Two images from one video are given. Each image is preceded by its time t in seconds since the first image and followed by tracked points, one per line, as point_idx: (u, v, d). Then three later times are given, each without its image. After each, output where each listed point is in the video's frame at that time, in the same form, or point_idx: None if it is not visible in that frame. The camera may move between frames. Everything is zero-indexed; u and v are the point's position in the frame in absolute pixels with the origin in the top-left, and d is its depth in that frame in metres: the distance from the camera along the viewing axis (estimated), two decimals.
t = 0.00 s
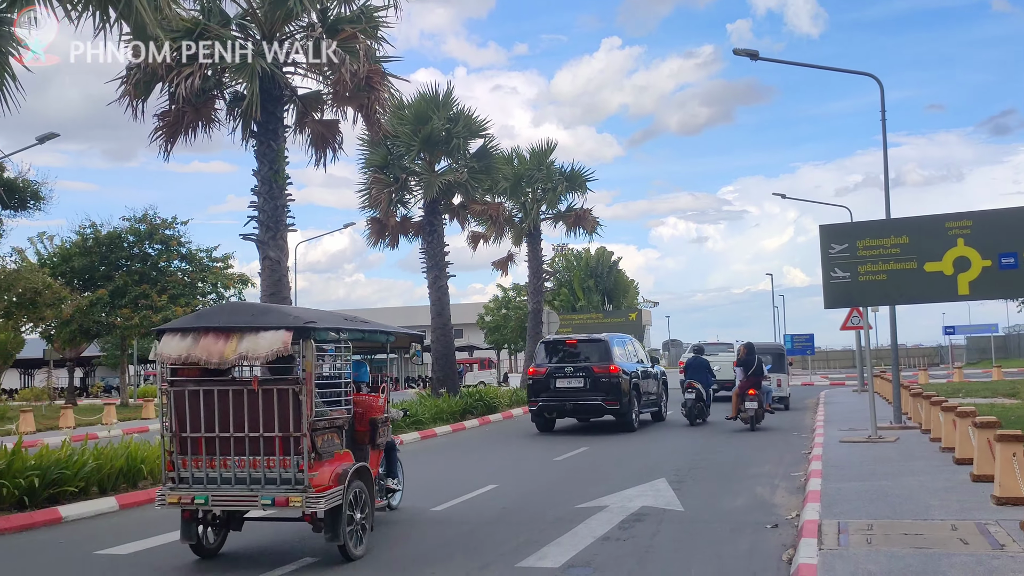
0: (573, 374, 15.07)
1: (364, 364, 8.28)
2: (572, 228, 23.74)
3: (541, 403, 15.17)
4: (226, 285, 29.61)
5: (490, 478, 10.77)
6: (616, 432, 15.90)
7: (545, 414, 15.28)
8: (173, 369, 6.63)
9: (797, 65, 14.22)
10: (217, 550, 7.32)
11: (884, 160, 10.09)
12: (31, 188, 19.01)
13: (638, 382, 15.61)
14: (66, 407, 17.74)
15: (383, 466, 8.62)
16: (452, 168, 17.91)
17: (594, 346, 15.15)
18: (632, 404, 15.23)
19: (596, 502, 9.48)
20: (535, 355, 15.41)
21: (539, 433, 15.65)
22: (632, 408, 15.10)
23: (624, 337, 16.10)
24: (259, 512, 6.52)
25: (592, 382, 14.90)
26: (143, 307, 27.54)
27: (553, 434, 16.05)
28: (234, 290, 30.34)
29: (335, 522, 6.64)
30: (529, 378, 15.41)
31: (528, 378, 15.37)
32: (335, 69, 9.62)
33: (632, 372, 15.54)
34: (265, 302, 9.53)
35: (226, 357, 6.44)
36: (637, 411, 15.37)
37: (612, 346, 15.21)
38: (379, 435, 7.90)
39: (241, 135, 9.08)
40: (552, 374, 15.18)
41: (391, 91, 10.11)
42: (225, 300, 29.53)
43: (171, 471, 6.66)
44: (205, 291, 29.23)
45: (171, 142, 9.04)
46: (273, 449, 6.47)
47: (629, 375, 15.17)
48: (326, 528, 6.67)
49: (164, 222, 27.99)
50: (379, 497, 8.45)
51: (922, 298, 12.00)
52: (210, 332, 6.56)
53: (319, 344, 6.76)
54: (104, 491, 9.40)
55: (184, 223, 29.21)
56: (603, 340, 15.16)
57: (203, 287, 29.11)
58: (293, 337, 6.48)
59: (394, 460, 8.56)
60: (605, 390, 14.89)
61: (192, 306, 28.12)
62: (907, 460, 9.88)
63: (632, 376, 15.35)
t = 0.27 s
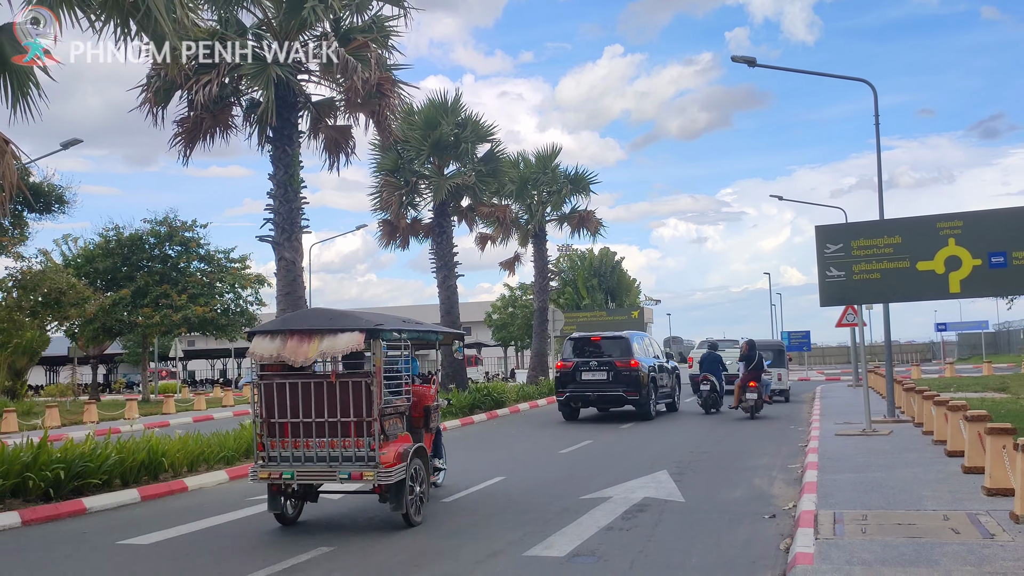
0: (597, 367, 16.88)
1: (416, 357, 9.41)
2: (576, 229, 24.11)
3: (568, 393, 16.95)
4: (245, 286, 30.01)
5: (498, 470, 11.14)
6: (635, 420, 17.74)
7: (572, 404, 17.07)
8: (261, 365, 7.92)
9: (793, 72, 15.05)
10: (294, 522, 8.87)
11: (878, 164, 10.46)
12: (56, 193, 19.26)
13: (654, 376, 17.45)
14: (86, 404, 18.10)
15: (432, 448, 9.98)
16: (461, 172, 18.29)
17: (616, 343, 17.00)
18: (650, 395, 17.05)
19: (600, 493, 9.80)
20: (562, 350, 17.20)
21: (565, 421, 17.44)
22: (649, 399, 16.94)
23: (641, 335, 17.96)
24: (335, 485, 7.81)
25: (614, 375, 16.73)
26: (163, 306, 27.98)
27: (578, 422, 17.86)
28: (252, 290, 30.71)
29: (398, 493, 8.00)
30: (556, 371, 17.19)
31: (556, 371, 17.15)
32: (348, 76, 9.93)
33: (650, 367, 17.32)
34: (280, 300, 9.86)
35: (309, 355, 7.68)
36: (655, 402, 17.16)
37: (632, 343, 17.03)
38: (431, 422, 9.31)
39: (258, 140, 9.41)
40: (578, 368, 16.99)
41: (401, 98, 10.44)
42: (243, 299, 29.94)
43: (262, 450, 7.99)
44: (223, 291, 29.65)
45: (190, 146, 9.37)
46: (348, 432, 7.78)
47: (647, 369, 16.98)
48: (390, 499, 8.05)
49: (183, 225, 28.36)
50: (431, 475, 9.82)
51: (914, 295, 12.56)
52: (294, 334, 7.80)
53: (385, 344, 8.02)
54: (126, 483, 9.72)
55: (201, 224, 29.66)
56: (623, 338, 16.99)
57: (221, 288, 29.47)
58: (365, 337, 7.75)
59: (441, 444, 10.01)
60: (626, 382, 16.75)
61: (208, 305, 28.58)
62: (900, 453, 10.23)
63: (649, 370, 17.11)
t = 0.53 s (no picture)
0: (618, 363, 18.19)
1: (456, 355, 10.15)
2: (580, 230, 24.27)
3: (591, 387, 18.28)
4: (256, 286, 30.22)
5: (504, 465, 11.32)
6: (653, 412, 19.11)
7: (595, 397, 18.42)
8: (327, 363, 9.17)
9: (791, 73, 15.13)
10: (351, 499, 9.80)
11: (879, 165, 10.63)
12: (71, 194, 19.43)
13: (671, 370, 18.76)
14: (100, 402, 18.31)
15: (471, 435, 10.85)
16: (467, 173, 18.46)
17: (635, 340, 18.28)
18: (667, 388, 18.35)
19: (605, 489, 9.96)
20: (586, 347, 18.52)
21: (588, 412, 18.79)
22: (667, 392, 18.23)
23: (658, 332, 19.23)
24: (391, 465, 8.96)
25: (635, 370, 18.03)
26: (176, 305, 28.22)
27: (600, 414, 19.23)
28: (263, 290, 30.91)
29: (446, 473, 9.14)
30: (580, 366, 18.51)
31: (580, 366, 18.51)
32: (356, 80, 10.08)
33: (667, 362, 18.63)
34: (290, 297, 10.04)
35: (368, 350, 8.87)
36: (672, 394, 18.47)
37: (651, 340, 18.33)
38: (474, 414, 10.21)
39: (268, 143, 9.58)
40: (601, 363, 18.30)
41: (408, 100, 10.60)
42: (255, 299, 30.17)
43: (327, 438, 9.12)
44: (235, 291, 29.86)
45: (200, 148, 9.54)
46: (403, 419, 8.97)
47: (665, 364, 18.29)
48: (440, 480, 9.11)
49: (196, 226, 28.61)
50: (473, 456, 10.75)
51: (914, 294, 12.71)
52: (355, 335, 9.10)
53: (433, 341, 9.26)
54: (139, 479, 9.90)
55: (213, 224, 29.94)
56: (642, 335, 18.27)
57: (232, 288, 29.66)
58: (417, 336, 9.00)
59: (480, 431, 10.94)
60: (645, 376, 18.03)
61: (220, 304, 28.84)
62: (900, 449, 10.39)
63: (667, 365, 18.45)
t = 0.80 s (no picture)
0: (635, 358, 19.58)
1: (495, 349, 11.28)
2: (586, 230, 24.57)
3: (611, 380, 19.70)
4: (270, 285, 30.61)
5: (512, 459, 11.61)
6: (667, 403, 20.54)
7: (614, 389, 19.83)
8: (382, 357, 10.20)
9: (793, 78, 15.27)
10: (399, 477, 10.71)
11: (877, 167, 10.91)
12: (92, 197, 19.79)
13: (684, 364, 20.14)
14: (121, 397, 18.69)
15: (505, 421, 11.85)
16: (475, 175, 18.78)
17: (652, 337, 19.65)
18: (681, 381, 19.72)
19: (610, 481, 10.24)
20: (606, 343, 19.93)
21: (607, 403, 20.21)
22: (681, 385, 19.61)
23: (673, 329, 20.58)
24: (437, 447, 9.98)
25: (651, 364, 19.39)
26: (194, 304, 28.65)
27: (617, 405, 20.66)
28: (278, 289, 31.30)
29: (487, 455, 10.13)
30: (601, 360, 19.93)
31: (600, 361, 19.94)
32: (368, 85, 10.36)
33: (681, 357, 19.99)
34: (304, 295, 10.35)
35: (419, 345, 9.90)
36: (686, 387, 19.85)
37: (666, 337, 19.68)
38: (508, 403, 11.15)
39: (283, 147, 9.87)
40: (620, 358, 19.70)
41: (419, 105, 10.88)
42: (269, 298, 30.56)
43: (382, 425, 10.07)
44: (251, 290, 30.26)
45: (217, 151, 9.78)
46: (448, 407, 9.94)
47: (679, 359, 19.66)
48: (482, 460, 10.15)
49: (213, 226, 29.04)
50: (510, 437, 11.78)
51: (911, 292, 12.89)
52: (407, 332, 10.14)
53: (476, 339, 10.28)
54: (159, 472, 10.16)
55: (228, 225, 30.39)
56: (658, 332, 19.63)
57: (248, 287, 30.06)
58: (462, 334, 10.05)
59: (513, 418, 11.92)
60: (661, 370, 19.41)
61: (235, 304, 29.26)
62: (898, 443, 10.65)
63: (681, 360, 19.83)
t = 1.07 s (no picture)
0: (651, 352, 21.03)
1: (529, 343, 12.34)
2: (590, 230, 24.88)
3: (628, 372, 21.15)
4: (286, 284, 31.02)
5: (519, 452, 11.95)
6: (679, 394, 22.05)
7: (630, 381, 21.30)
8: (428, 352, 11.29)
9: (796, 80, 16.10)
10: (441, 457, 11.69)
11: (874, 170, 11.22)
12: (113, 199, 20.19)
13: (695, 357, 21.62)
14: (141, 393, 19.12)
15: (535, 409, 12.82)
16: (483, 177, 19.12)
17: (665, 332, 21.10)
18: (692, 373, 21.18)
19: (615, 474, 10.55)
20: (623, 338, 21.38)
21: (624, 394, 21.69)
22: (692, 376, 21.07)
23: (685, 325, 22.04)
24: (477, 431, 10.95)
25: (665, 358, 20.84)
26: (211, 302, 29.11)
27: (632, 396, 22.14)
28: (292, 288, 31.74)
29: (521, 438, 11.14)
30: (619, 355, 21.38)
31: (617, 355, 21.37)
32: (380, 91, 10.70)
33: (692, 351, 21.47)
34: (318, 294, 10.68)
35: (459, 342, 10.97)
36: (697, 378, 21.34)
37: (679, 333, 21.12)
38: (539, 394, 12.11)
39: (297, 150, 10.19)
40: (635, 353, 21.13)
41: (428, 109, 11.22)
42: (285, 296, 30.97)
43: (428, 412, 11.13)
44: (266, 289, 30.70)
45: (234, 154, 10.05)
46: (486, 396, 10.93)
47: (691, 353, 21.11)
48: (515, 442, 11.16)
49: (230, 228, 29.50)
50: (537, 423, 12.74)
51: (906, 289, 13.21)
52: (451, 330, 11.22)
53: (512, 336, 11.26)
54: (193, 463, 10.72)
55: (244, 226, 30.87)
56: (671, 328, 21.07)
57: (264, 286, 30.51)
58: (499, 332, 11.04)
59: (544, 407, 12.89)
60: (675, 363, 20.86)
61: (252, 302, 29.65)
62: (894, 436, 10.95)
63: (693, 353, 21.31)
